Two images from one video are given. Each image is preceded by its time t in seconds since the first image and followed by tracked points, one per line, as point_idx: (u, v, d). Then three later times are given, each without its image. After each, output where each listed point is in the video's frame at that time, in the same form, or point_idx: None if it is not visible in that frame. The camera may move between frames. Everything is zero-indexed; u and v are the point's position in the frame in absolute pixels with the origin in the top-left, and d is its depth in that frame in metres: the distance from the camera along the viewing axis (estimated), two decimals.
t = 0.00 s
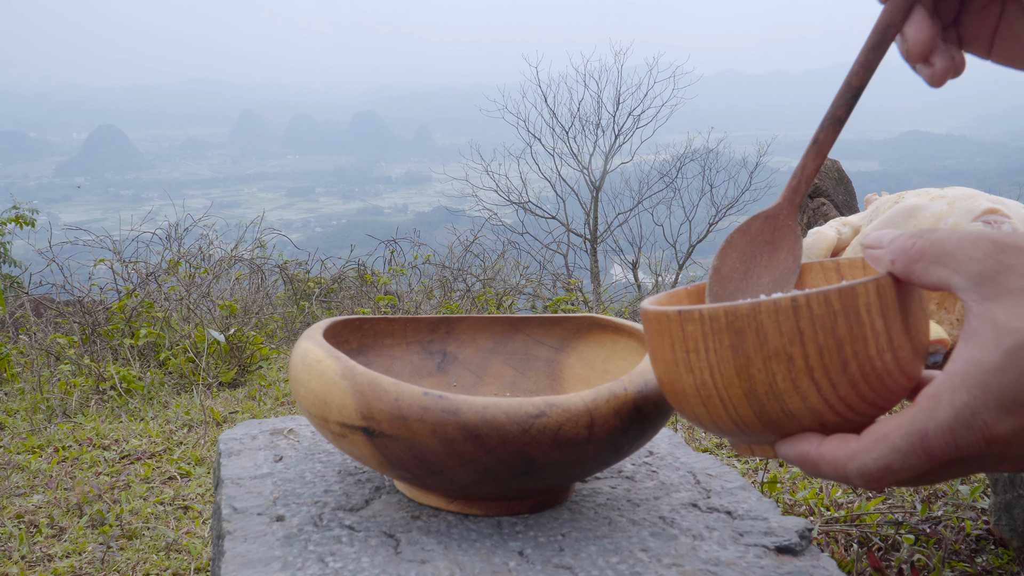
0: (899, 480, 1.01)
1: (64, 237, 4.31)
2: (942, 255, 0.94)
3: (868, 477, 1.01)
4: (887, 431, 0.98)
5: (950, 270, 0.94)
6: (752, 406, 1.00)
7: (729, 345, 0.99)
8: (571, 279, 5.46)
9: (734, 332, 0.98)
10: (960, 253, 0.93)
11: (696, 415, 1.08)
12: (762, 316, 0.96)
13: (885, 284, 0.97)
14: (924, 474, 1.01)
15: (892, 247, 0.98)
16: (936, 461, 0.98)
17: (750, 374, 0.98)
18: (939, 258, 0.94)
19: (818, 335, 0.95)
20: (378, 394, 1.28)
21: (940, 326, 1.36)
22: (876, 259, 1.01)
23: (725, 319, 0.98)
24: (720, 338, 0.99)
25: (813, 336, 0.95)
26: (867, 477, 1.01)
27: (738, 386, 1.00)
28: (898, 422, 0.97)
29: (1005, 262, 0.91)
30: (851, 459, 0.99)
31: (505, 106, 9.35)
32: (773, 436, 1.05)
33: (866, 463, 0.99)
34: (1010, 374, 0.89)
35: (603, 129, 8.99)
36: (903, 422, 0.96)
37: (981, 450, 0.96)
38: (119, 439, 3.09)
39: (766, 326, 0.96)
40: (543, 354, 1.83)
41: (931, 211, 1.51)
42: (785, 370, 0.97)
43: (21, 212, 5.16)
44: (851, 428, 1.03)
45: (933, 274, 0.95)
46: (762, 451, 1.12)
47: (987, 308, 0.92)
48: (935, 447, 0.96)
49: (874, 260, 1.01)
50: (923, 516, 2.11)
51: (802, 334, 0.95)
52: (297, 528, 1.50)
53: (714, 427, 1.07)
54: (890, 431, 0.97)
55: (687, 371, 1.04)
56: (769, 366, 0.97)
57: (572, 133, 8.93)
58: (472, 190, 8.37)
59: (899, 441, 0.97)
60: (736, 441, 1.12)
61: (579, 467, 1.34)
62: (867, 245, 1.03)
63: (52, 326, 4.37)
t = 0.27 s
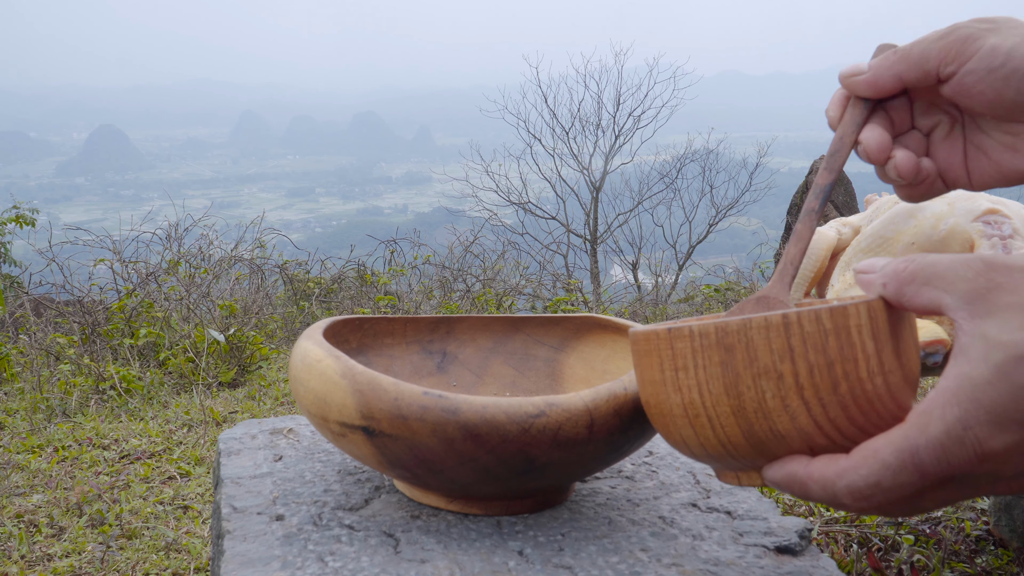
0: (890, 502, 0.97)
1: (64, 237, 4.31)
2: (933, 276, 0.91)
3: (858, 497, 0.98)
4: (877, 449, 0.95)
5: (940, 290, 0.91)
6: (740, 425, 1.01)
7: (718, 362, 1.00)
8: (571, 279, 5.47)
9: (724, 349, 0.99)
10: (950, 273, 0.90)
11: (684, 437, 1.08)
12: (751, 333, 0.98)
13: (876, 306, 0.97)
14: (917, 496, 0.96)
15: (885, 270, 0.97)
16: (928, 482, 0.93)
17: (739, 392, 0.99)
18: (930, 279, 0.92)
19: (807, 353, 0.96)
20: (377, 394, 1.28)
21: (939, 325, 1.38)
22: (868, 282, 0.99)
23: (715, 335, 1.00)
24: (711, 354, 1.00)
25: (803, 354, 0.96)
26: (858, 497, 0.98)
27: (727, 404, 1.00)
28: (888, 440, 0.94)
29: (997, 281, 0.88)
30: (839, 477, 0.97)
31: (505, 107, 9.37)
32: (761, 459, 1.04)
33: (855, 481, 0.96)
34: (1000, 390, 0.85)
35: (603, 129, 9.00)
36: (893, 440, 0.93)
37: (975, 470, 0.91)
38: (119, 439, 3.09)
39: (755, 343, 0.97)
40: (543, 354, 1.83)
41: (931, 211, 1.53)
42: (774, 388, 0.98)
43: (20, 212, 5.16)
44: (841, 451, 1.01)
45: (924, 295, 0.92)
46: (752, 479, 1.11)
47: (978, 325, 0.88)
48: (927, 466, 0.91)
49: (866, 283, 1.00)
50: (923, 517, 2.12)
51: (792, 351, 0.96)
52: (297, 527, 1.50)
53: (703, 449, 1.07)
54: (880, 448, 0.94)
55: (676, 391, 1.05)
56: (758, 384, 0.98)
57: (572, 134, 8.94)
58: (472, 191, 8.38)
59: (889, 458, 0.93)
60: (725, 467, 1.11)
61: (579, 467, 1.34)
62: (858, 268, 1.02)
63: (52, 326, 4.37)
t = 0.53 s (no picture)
0: (879, 504, 0.98)
1: (65, 237, 4.32)
2: (927, 283, 0.91)
3: (847, 500, 0.98)
4: (867, 453, 0.95)
5: (934, 297, 0.91)
6: (731, 426, 1.01)
7: (711, 363, 1.00)
8: (571, 280, 5.47)
9: (717, 350, 0.98)
10: (944, 282, 0.90)
11: (676, 435, 1.08)
12: (745, 335, 0.97)
13: (870, 313, 0.96)
14: (903, 499, 0.97)
15: (880, 276, 0.96)
16: (917, 485, 0.95)
17: (730, 392, 0.99)
18: (924, 287, 0.91)
19: (800, 356, 0.95)
20: (379, 394, 1.28)
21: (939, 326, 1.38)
22: (864, 288, 0.98)
23: (708, 337, 0.99)
24: (703, 355, 1.00)
25: (795, 358, 0.95)
26: (847, 500, 0.98)
27: (719, 404, 1.00)
28: (879, 444, 0.94)
29: (990, 289, 0.88)
30: (829, 480, 0.98)
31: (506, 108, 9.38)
32: (752, 458, 1.04)
33: (844, 484, 0.96)
34: (989, 399, 0.87)
35: (604, 130, 9.01)
36: (882, 446, 0.93)
37: (962, 475, 0.93)
38: (119, 439, 3.08)
39: (748, 345, 0.97)
40: (544, 354, 1.83)
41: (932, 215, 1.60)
42: (766, 390, 0.97)
43: (21, 212, 5.16)
44: (832, 452, 1.01)
45: (918, 303, 0.92)
46: (744, 477, 1.11)
47: (970, 334, 0.89)
48: (915, 470, 0.93)
49: (862, 288, 0.99)
50: (924, 518, 2.12)
51: (784, 354, 0.96)
52: (298, 527, 1.50)
53: (694, 447, 1.07)
54: (870, 453, 0.95)
55: (669, 389, 1.05)
56: (750, 386, 0.98)
57: (573, 135, 8.94)
58: (472, 191, 8.38)
59: (879, 463, 0.94)
60: (717, 464, 1.11)
61: (579, 467, 1.34)
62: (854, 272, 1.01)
63: (53, 326, 4.36)
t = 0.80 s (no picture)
0: (880, 496, 0.99)
1: (66, 238, 4.29)
2: (932, 281, 0.91)
3: (848, 491, 0.99)
4: (869, 446, 0.95)
5: (939, 295, 0.91)
6: (733, 414, 1.00)
7: (715, 352, 0.99)
8: (572, 280, 5.47)
9: (722, 339, 0.98)
10: (949, 279, 0.90)
11: (677, 421, 1.08)
12: (750, 325, 0.97)
13: (875, 308, 0.96)
14: (904, 492, 0.98)
15: (886, 272, 0.96)
16: (918, 479, 0.95)
17: (734, 381, 0.99)
18: (930, 284, 0.91)
19: (804, 348, 0.95)
20: (380, 394, 1.28)
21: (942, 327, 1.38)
22: (870, 283, 0.98)
23: (713, 325, 0.99)
24: (708, 343, 1.00)
25: (799, 349, 0.95)
26: (848, 492, 0.99)
27: (721, 393, 1.00)
28: (881, 438, 0.95)
29: (995, 288, 0.88)
30: (830, 472, 0.98)
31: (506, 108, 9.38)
32: (752, 447, 1.04)
33: (846, 476, 0.96)
34: (992, 397, 0.87)
35: (604, 130, 9.01)
36: (885, 439, 0.94)
37: (962, 470, 0.93)
38: (120, 439, 3.09)
39: (752, 335, 0.96)
40: (545, 355, 1.83)
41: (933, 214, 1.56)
42: (769, 380, 0.97)
43: (21, 212, 5.16)
44: (833, 444, 1.01)
45: (922, 300, 0.92)
46: (743, 465, 1.11)
47: (973, 332, 0.89)
48: (917, 465, 0.93)
49: (868, 283, 0.99)
50: (925, 518, 2.12)
51: (788, 345, 0.95)
52: (299, 527, 1.50)
53: (695, 434, 1.07)
54: (873, 446, 0.95)
55: (673, 376, 1.05)
56: (753, 375, 0.97)
57: (574, 134, 8.94)
58: (473, 191, 8.38)
59: (881, 457, 0.94)
60: (717, 452, 1.11)
61: (580, 468, 1.34)
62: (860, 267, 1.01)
63: (54, 326, 4.37)
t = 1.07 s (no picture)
0: (878, 499, 0.99)
1: (67, 237, 4.29)
2: (932, 282, 0.91)
3: (847, 494, 0.99)
4: (869, 449, 0.95)
5: (938, 297, 0.91)
6: (731, 414, 1.00)
7: (713, 351, 0.99)
8: (573, 279, 5.48)
9: (721, 339, 0.98)
10: (949, 281, 0.90)
11: (674, 421, 1.08)
12: (749, 325, 0.96)
13: (874, 308, 0.95)
14: (902, 495, 0.98)
15: (885, 273, 0.95)
16: (917, 482, 0.95)
17: (732, 382, 0.98)
18: (928, 286, 0.91)
19: (803, 349, 0.94)
20: (381, 393, 1.28)
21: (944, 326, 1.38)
22: (868, 282, 0.98)
23: (712, 325, 0.98)
24: (706, 342, 0.99)
25: (798, 350, 0.95)
26: (847, 494, 0.99)
27: (719, 393, 0.99)
28: (880, 440, 0.95)
29: (993, 291, 0.88)
30: (829, 474, 0.97)
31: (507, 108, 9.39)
32: (749, 448, 1.04)
33: (845, 479, 0.96)
34: (992, 402, 0.87)
35: (605, 130, 9.01)
36: (884, 442, 0.94)
37: (961, 474, 0.94)
38: (121, 439, 3.09)
39: (752, 335, 0.96)
40: (546, 354, 1.83)
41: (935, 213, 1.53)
42: (767, 381, 0.96)
43: (23, 212, 5.16)
44: (830, 446, 1.01)
45: (922, 301, 0.91)
46: (740, 465, 1.11)
47: (974, 334, 0.89)
48: (917, 469, 0.94)
49: (866, 284, 0.98)
50: (926, 517, 2.12)
51: (788, 347, 0.95)
52: (300, 527, 1.50)
53: (692, 433, 1.06)
54: (872, 449, 0.95)
55: (670, 374, 1.04)
56: (751, 375, 0.97)
57: (575, 134, 8.95)
58: (473, 191, 8.39)
59: (881, 460, 0.94)
60: (713, 452, 1.11)
61: (581, 467, 1.34)
62: (859, 266, 1.01)
63: (55, 326, 4.37)
